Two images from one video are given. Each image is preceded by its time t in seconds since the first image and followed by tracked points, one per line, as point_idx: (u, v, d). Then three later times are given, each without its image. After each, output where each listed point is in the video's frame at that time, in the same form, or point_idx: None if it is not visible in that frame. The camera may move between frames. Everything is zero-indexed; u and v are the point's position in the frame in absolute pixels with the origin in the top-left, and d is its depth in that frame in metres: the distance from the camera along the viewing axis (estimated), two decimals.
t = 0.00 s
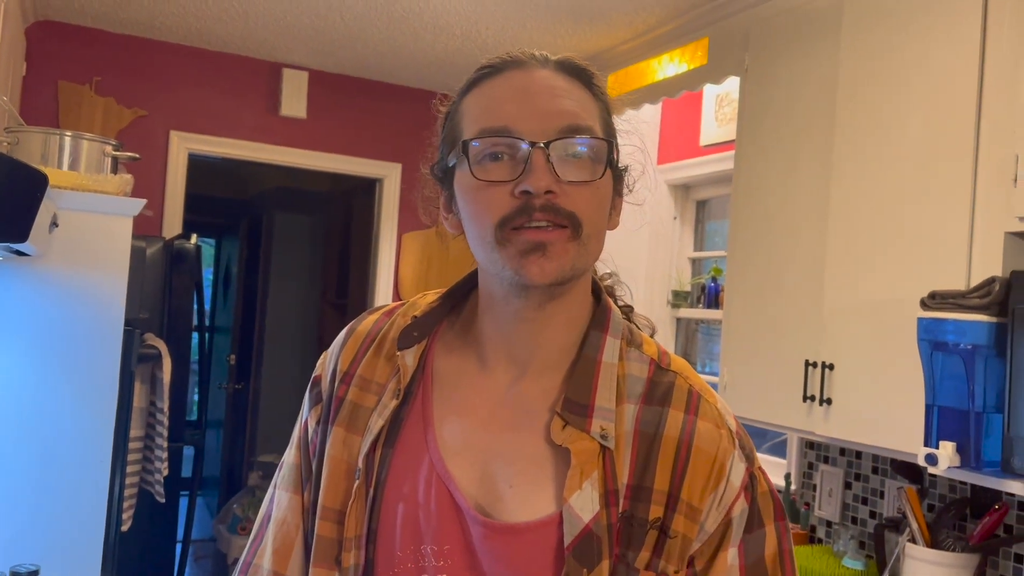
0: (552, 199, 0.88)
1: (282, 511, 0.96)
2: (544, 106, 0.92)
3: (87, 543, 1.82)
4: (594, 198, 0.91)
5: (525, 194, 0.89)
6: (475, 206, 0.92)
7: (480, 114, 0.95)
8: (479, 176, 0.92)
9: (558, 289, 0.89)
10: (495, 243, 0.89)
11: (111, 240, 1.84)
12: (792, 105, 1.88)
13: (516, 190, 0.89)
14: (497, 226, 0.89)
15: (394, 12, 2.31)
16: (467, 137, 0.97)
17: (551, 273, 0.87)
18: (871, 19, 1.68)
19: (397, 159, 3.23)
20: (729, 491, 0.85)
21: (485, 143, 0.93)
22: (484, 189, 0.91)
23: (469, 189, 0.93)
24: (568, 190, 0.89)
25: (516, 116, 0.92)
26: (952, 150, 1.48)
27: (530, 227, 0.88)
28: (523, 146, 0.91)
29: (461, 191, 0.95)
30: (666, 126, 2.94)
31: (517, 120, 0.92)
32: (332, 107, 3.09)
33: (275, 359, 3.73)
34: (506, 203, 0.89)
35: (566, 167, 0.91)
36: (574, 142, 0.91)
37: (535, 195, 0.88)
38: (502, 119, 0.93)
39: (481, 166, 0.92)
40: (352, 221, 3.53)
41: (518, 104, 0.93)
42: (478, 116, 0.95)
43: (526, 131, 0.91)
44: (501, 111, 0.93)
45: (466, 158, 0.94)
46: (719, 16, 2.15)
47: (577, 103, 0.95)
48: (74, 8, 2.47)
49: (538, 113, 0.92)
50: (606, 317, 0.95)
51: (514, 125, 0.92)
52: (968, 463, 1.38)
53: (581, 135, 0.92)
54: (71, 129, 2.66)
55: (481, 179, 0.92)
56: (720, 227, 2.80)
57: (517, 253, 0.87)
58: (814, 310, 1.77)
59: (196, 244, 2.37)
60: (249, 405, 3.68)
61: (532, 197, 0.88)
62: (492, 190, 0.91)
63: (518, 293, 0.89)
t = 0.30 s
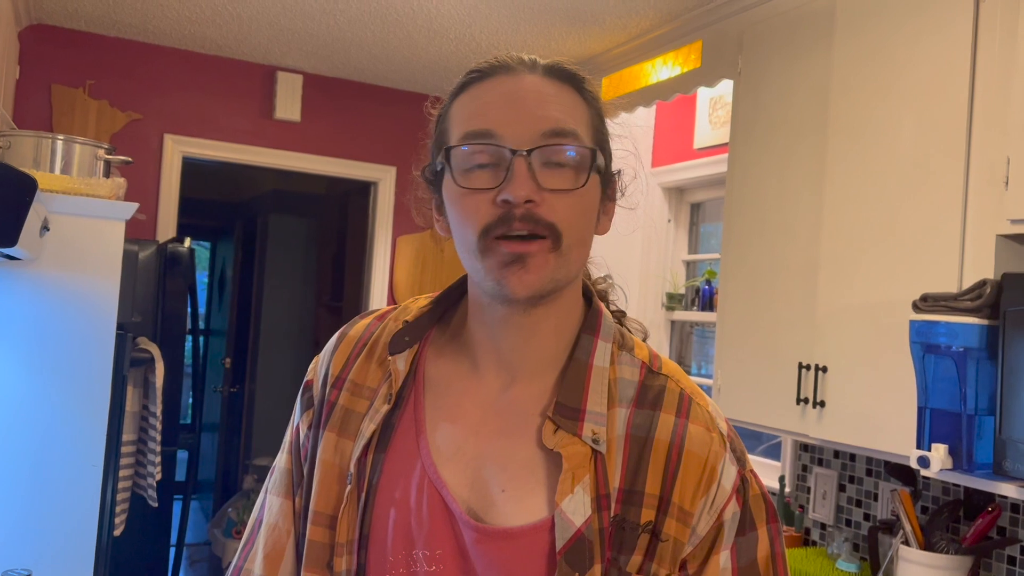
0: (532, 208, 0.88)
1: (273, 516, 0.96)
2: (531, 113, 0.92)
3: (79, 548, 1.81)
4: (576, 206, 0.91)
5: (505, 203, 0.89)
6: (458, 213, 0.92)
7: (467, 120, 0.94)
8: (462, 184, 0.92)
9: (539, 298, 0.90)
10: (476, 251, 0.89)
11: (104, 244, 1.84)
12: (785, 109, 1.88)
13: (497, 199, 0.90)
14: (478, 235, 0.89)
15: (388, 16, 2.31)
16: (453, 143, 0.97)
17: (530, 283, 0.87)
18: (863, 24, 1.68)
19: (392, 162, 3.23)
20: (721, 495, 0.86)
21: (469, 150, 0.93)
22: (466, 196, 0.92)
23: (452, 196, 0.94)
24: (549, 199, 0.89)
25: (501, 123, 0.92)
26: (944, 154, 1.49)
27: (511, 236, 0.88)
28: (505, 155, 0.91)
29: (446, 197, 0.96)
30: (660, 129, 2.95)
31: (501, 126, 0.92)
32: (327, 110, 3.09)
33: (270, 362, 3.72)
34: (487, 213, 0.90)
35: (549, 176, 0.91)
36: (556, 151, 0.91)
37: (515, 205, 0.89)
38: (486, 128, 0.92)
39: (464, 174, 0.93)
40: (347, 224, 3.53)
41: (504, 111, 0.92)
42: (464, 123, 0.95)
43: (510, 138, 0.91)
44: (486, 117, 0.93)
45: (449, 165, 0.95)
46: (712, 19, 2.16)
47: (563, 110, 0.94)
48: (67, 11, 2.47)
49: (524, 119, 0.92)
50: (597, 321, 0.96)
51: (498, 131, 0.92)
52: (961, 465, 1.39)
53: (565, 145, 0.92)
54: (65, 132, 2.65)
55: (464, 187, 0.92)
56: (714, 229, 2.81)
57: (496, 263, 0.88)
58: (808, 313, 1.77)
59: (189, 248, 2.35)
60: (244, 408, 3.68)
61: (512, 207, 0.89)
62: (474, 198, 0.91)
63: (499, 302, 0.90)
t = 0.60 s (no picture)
0: (514, 234, 0.89)
1: (269, 519, 0.96)
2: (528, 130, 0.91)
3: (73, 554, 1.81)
4: (562, 235, 0.91)
5: (487, 226, 0.89)
6: (447, 226, 0.93)
7: (467, 129, 0.94)
8: (453, 200, 0.93)
9: (515, 321, 0.91)
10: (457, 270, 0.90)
11: (99, 248, 1.83)
12: (779, 112, 1.89)
13: (481, 219, 0.90)
14: (461, 255, 0.90)
15: (383, 19, 2.32)
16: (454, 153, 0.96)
17: (504, 309, 0.88)
18: (857, 27, 1.69)
19: (388, 165, 3.24)
20: (711, 498, 0.86)
21: (464, 164, 0.93)
22: (454, 212, 0.92)
23: (444, 208, 0.94)
24: (533, 226, 0.89)
25: (497, 140, 0.91)
26: (937, 157, 1.49)
27: (491, 260, 0.89)
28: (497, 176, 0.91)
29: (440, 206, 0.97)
30: (656, 131, 2.95)
31: (496, 144, 0.92)
32: (323, 113, 3.09)
33: (267, 365, 3.72)
34: (471, 233, 0.90)
35: (536, 202, 0.91)
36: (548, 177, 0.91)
37: (498, 229, 0.89)
38: (483, 145, 0.92)
39: (457, 189, 0.93)
40: (343, 227, 3.53)
41: (502, 126, 0.92)
42: (465, 135, 0.94)
43: (503, 158, 0.91)
44: (484, 131, 0.92)
45: (444, 177, 0.95)
46: (707, 22, 2.17)
47: (565, 121, 0.93)
48: (63, 15, 2.47)
49: (519, 139, 0.91)
50: (589, 324, 0.96)
51: (491, 150, 0.91)
52: (955, 466, 1.39)
53: (558, 171, 0.92)
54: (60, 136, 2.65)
55: (455, 203, 0.93)
56: (710, 231, 2.81)
57: (473, 284, 0.89)
58: (802, 315, 1.78)
59: (185, 251, 2.36)
60: (241, 411, 3.67)
61: (495, 230, 0.89)
62: (462, 217, 0.92)
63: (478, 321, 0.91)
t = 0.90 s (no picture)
0: (530, 235, 0.89)
1: (267, 522, 0.96)
2: (541, 132, 0.91)
3: (70, 558, 1.80)
4: (575, 237, 0.91)
5: (503, 227, 0.89)
6: (458, 227, 0.93)
7: (479, 130, 0.94)
8: (466, 201, 0.92)
9: (529, 323, 0.90)
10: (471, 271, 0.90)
11: (95, 251, 1.83)
12: (776, 114, 1.89)
13: (496, 220, 0.90)
14: (475, 256, 0.90)
15: (381, 21, 2.32)
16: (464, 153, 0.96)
17: (520, 310, 0.88)
18: (852, 30, 1.70)
19: (386, 168, 3.24)
20: (710, 504, 0.86)
21: (477, 165, 0.93)
22: (467, 212, 0.92)
23: (454, 209, 0.94)
24: (548, 227, 0.90)
25: (511, 142, 0.92)
26: (933, 159, 1.50)
27: (506, 261, 0.88)
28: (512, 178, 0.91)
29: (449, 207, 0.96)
30: (653, 133, 2.96)
31: (510, 146, 0.92)
32: (321, 115, 3.09)
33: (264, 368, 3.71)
34: (485, 234, 0.90)
35: (552, 204, 0.91)
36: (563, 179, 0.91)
37: (514, 230, 0.89)
38: (497, 146, 0.92)
39: (470, 190, 0.93)
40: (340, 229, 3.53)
41: (516, 128, 0.92)
42: (477, 136, 0.94)
43: (518, 160, 0.91)
44: (498, 132, 0.93)
45: (456, 178, 0.95)
46: (703, 25, 2.17)
47: (576, 125, 0.93)
48: (59, 18, 2.47)
49: (533, 140, 0.91)
50: (590, 329, 0.96)
51: (506, 150, 0.92)
52: (952, 467, 1.39)
53: (572, 174, 0.92)
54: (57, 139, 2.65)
55: (468, 204, 0.92)
56: (707, 233, 2.82)
57: (488, 284, 0.88)
58: (800, 317, 1.78)
59: (180, 254, 2.35)
60: (238, 413, 3.67)
61: (511, 231, 0.89)
62: (475, 218, 0.91)
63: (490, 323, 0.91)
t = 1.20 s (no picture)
0: (554, 246, 0.89)
1: (267, 524, 0.97)
2: (554, 143, 0.92)
3: (67, 561, 1.80)
4: (594, 244, 0.92)
5: (526, 238, 0.89)
6: (477, 241, 0.92)
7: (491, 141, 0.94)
8: (486, 213, 0.92)
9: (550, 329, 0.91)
10: (494, 283, 0.89)
11: (92, 253, 1.83)
12: (771, 116, 1.90)
13: (518, 233, 0.89)
14: (498, 268, 0.89)
15: (378, 24, 2.32)
16: (475, 164, 0.95)
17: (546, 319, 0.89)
18: (847, 32, 1.71)
19: (383, 170, 3.24)
20: (708, 502, 0.87)
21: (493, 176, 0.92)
22: (487, 226, 0.91)
23: (471, 222, 0.93)
24: (570, 236, 0.90)
25: (527, 153, 0.92)
26: (928, 161, 1.51)
27: (532, 272, 0.88)
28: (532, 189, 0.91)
29: (462, 221, 0.94)
30: (650, 135, 2.96)
31: (526, 157, 0.92)
32: (318, 118, 3.10)
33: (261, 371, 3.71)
34: (507, 246, 0.90)
35: (571, 212, 0.91)
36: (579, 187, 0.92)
37: (539, 242, 0.89)
38: (512, 157, 0.92)
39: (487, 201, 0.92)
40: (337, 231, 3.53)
41: (528, 139, 0.92)
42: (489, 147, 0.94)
43: (536, 171, 0.91)
44: (511, 144, 0.92)
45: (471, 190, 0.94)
46: (698, 28, 2.18)
47: (583, 133, 0.94)
48: (57, 21, 2.47)
49: (548, 151, 0.91)
50: (589, 329, 0.96)
51: (522, 162, 0.92)
52: (947, 468, 1.40)
53: (587, 181, 0.93)
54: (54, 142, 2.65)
55: (488, 216, 0.91)
56: (703, 235, 2.83)
57: (514, 295, 0.88)
58: (795, 318, 1.79)
59: (179, 257, 2.35)
60: (236, 416, 3.66)
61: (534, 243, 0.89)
62: (495, 230, 0.90)
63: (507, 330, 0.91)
